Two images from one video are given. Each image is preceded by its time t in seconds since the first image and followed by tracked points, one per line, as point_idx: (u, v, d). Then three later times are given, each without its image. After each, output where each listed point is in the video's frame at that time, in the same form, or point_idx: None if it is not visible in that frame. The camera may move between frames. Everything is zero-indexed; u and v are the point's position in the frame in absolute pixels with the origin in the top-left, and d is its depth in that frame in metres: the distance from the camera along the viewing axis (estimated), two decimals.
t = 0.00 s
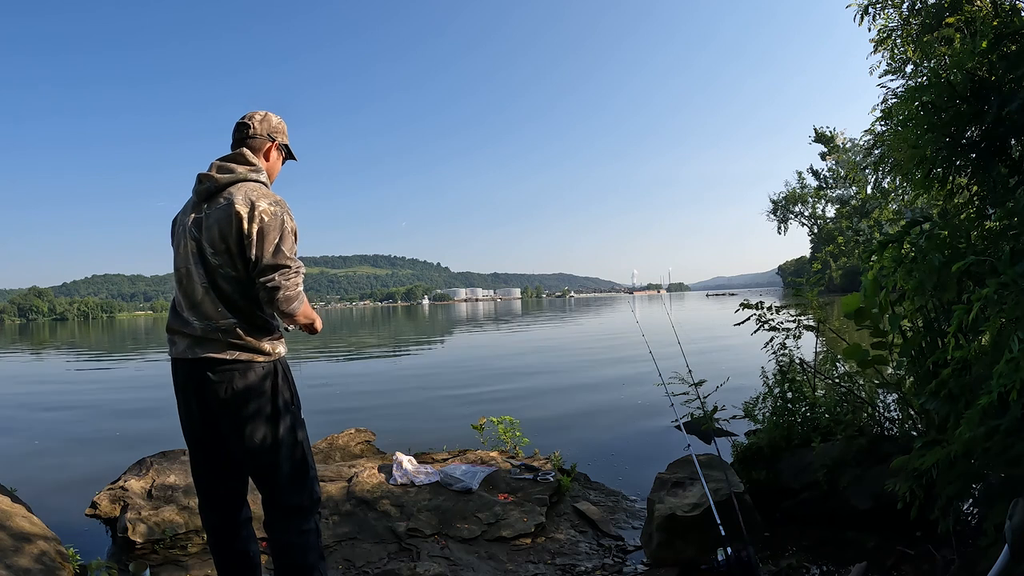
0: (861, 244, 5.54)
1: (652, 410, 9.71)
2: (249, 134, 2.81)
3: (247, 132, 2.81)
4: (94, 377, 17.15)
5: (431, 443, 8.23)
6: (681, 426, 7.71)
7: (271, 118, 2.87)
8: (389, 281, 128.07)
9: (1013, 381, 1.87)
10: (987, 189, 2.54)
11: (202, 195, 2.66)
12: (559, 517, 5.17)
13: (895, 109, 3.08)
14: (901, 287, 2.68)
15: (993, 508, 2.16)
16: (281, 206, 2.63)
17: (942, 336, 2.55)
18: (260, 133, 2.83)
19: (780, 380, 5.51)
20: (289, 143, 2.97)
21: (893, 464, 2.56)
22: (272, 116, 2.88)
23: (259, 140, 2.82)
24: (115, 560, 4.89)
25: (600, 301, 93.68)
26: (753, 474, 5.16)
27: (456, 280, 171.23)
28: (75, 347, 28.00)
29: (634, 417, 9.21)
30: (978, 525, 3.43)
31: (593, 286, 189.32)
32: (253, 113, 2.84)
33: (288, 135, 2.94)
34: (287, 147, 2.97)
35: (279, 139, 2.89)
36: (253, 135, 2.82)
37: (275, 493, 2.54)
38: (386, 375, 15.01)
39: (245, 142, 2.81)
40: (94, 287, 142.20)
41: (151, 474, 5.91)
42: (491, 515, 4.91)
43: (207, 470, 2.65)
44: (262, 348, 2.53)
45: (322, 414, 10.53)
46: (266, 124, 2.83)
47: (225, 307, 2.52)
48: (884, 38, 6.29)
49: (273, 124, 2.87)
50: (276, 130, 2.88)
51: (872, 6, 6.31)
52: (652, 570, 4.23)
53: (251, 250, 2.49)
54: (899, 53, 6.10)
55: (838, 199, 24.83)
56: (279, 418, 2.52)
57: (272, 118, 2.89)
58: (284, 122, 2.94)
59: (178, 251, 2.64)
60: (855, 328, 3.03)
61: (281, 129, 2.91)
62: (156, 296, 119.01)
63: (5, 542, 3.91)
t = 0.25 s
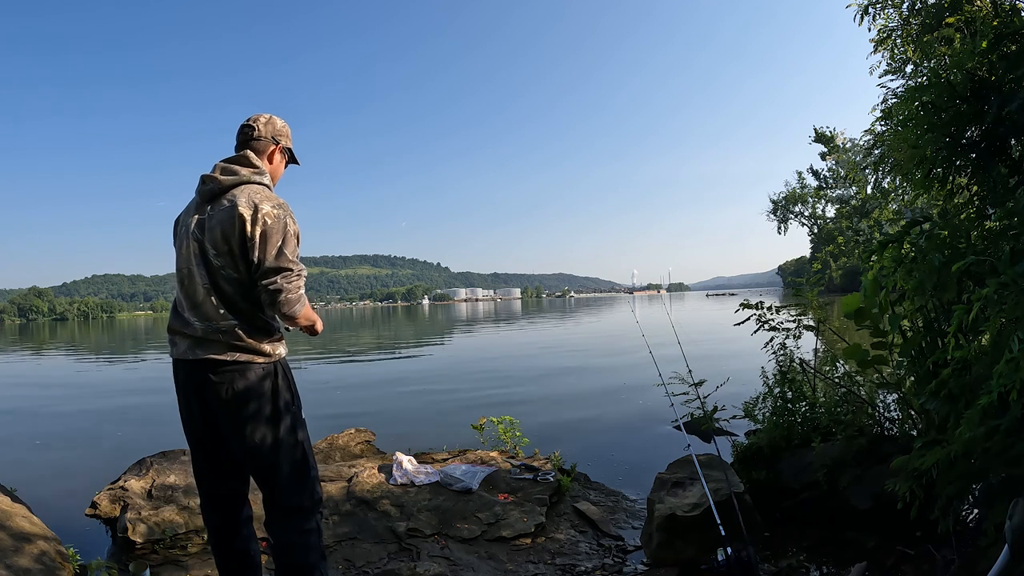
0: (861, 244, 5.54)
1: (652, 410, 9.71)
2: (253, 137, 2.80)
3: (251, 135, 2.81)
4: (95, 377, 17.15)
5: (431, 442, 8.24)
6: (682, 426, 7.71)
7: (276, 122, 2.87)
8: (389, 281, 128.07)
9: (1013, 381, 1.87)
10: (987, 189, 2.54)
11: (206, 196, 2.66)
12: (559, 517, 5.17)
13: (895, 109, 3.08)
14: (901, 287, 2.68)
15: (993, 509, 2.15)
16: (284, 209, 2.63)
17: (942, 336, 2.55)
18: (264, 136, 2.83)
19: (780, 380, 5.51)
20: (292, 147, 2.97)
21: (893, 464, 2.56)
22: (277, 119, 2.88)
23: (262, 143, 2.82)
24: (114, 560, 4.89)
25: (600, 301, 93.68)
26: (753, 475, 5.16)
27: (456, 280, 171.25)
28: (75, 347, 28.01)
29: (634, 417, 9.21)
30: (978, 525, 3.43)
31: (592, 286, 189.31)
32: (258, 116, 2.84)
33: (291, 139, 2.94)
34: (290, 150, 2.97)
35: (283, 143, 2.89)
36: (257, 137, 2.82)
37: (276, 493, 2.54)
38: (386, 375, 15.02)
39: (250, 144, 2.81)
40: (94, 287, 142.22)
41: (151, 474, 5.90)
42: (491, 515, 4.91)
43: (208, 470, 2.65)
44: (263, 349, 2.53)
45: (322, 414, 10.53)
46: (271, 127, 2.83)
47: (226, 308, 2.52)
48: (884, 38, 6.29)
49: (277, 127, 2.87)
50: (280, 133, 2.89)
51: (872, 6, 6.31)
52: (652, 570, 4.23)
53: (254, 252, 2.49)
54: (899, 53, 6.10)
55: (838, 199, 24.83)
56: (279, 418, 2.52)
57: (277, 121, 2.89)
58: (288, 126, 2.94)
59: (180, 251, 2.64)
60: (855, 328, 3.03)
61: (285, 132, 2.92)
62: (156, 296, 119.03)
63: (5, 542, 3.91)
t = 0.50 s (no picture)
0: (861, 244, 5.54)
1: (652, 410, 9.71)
2: (255, 137, 2.80)
3: (253, 135, 2.80)
4: (95, 377, 17.15)
5: (431, 443, 8.24)
6: (681, 426, 7.71)
7: (278, 122, 2.87)
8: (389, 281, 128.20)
9: (1013, 381, 1.87)
10: (987, 189, 2.54)
11: (207, 197, 2.65)
12: (559, 516, 5.17)
13: (895, 109, 3.08)
14: (901, 287, 2.68)
15: (993, 508, 2.15)
16: (285, 211, 2.63)
17: (943, 336, 2.55)
18: (266, 136, 2.82)
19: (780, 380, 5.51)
20: (294, 148, 2.97)
21: (893, 464, 2.56)
22: (280, 119, 2.88)
23: (264, 143, 2.82)
24: (114, 560, 4.89)
25: (600, 301, 93.71)
26: (753, 475, 5.16)
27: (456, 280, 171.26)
28: (75, 347, 28.03)
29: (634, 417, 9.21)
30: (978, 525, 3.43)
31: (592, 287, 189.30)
32: (260, 116, 2.84)
33: (293, 140, 2.95)
34: (292, 151, 2.97)
35: (285, 143, 2.89)
36: (259, 137, 2.82)
37: (276, 493, 2.54)
38: (386, 375, 15.02)
39: (252, 144, 2.81)
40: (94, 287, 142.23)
41: (151, 474, 5.91)
42: (491, 515, 4.91)
43: (209, 470, 2.65)
44: (264, 350, 2.53)
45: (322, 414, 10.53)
46: (273, 127, 2.84)
47: (227, 310, 2.52)
48: (884, 38, 6.29)
49: (280, 127, 2.87)
50: (282, 134, 2.89)
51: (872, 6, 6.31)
52: (652, 570, 4.23)
53: (254, 255, 2.49)
54: (899, 53, 6.11)
55: (838, 199, 24.84)
56: (279, 419, 2.52)
57: (279, 122, 2.89)
58: (291, 127, 2.95)
59: (182, 253, 2.64)
60: (855, 328, 3.03)
61: (288, 133, 2.92)
62: (157, 296, 119.06)
63: (5, 542, 3.91)
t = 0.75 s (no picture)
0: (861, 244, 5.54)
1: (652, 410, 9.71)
2: (254, 135, 2.80)
3: (252, 133, 2.80)
4: (95, 377, 17.15)
5: (431, 443, 8.24)
6: (682, 426, 7.71)
7: (277, 120, 2.87)
8: (389, 281, 128.22)
9: (1013, 382, 1.87)
10: (987, 189, 2.54)
11: (205, 198, 2.65)
12: (559, 516, 5.17)
13: (895, 109, 3.08)
14: (901, 287, 2.68)
15: (993, 508, 2.15)
16: (285, 212, 2.63)
17: (943, 336, 2.55)
18: (265, 135, 2.82)
19: (780, 380, 5.51)
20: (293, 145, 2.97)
21: (894, 464, 2.56)
22: (279, 117, 2.88)
23: (263, 141, 2.82)
24: (114, 560, 4.89)
25: (600, 301, 93.73)
26: (754, 474, 5.16)
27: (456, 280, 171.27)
28: (75, 347, 28.03)
29: (634, 417, 9.21)
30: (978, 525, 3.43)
31: (592, 287, 189.38)
32: (259, 113, 2.83)
33: (292, 138, 2.95)
34: (291, 148, 2.98)
35: (284, 141, 2.90)
36: (259, 135, 2.81)
37: (276, 493, 2.53)
38: (386, 375, 15.03)
39: (250, 142, 2.80)
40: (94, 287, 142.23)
41: (151, 474, 5.91)
42: (491, 515, 4.91)
43: (209, 469, 2.65)
44: (265, 350, 2.53)
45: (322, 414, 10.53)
46: (272, 125, 2.83)
47: (227, 312, 2.52)
48: (884, 38, 6.29)
49: (279, 125, 2.87)
50: (281, 132, 2.89)
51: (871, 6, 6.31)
52: (652, 570, 4.23)
53: (255, 257, 2.49)
54: (899, 52, 6.11)
55: (838, 199, 24.83)
56: (280, 419, 2.52)
57: (278, 120, 2.89)
58: (289, 124, 2.95)
59: (181, 254, 2.64)
60: (855, 328, 3.03)
61: (287, 130, 2.92)
62: (157, 296, 119.11)
63: (5, 542, 3.91)
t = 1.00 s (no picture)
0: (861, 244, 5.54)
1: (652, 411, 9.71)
2: (261, 137, 2.82)
3: (258, 135, 2.81)
4: (95, 377, 17.14)
5: (431, 443, 8.23)
6: (682, 426, 7.71)
7: (281, 125, 2.91)
8: (389, 281, 128.22)
9: (1013, 382, 1.87)
10: (987, 189, 2.54)
11: (204, 198, 2.65)
12: (559, 516, 5.17)
13: (895, 109, 3.08)
14: (901, 287, 2.68)
15: (993, 508, 2.16)
16: (284, 213, 2.62)
17: (942, 336, 2.55)
18: (271, 139, 2.85)
19: (780, 380, 5.51)
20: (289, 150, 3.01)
21: (893, 464, 2.56)
22: (281, 122, 2.92)
23: (269, 144, 2.84)
24: (114, 560, 4.89)
25: (600, 301, 93.75)
26: (753, 474, 5.16)
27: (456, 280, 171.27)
28: (75, 347, 28.03)
29: (634, 417, 9.20)
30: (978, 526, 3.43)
31: (592, 286, 189.37)
32: (265, 116, 2.85)
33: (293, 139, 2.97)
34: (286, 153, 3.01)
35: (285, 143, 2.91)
36: (265, 138, 2.83)
37: (276, 493, 2.53)
38: (386, 375, 15.03)
39: (254, 143, 2.81)
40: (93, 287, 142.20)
41: (151, 474, 5.90)
42: (491, 515, 4.91)
43: (209, 469, 2.65)
44: (267, 350, 2.53)
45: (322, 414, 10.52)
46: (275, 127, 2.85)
47: (227, 314, 2.52)
48: (884, 38, 6.30)
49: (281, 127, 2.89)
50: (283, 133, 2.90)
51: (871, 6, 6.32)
52: (652, 570, 4.23)
53: (254, 258, 2.49)
54: (899, 52, 6.11)
55: (838, 199, 24.84)
56: (280, 419, 2.52)
57: (281, 125, 2.93)
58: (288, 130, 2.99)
59: (181, 254, 2.64)
60: (855, 328, 3.03)
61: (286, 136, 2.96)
62: (157, 295, 119.11)
63: (5, 542, 3.91)
